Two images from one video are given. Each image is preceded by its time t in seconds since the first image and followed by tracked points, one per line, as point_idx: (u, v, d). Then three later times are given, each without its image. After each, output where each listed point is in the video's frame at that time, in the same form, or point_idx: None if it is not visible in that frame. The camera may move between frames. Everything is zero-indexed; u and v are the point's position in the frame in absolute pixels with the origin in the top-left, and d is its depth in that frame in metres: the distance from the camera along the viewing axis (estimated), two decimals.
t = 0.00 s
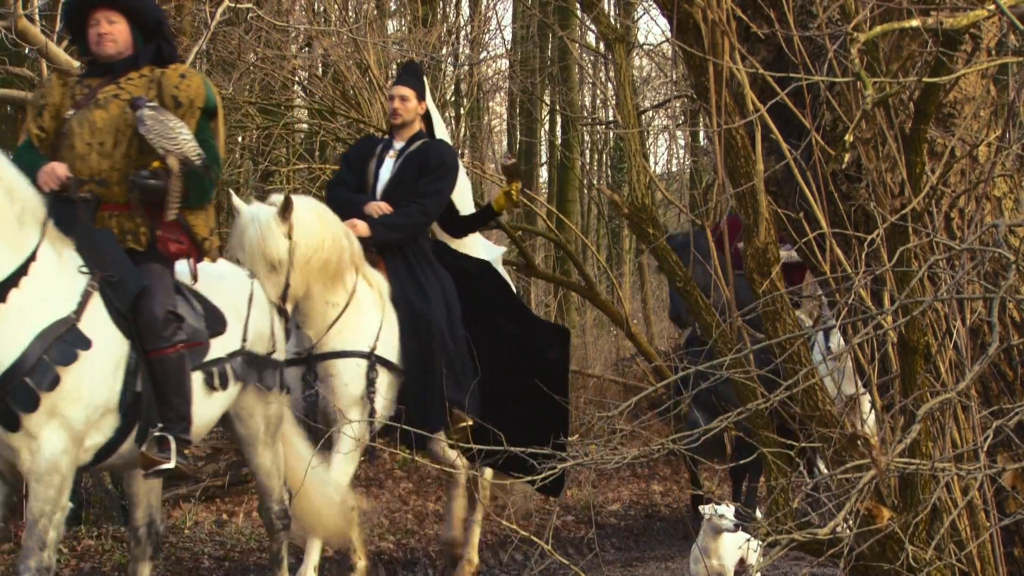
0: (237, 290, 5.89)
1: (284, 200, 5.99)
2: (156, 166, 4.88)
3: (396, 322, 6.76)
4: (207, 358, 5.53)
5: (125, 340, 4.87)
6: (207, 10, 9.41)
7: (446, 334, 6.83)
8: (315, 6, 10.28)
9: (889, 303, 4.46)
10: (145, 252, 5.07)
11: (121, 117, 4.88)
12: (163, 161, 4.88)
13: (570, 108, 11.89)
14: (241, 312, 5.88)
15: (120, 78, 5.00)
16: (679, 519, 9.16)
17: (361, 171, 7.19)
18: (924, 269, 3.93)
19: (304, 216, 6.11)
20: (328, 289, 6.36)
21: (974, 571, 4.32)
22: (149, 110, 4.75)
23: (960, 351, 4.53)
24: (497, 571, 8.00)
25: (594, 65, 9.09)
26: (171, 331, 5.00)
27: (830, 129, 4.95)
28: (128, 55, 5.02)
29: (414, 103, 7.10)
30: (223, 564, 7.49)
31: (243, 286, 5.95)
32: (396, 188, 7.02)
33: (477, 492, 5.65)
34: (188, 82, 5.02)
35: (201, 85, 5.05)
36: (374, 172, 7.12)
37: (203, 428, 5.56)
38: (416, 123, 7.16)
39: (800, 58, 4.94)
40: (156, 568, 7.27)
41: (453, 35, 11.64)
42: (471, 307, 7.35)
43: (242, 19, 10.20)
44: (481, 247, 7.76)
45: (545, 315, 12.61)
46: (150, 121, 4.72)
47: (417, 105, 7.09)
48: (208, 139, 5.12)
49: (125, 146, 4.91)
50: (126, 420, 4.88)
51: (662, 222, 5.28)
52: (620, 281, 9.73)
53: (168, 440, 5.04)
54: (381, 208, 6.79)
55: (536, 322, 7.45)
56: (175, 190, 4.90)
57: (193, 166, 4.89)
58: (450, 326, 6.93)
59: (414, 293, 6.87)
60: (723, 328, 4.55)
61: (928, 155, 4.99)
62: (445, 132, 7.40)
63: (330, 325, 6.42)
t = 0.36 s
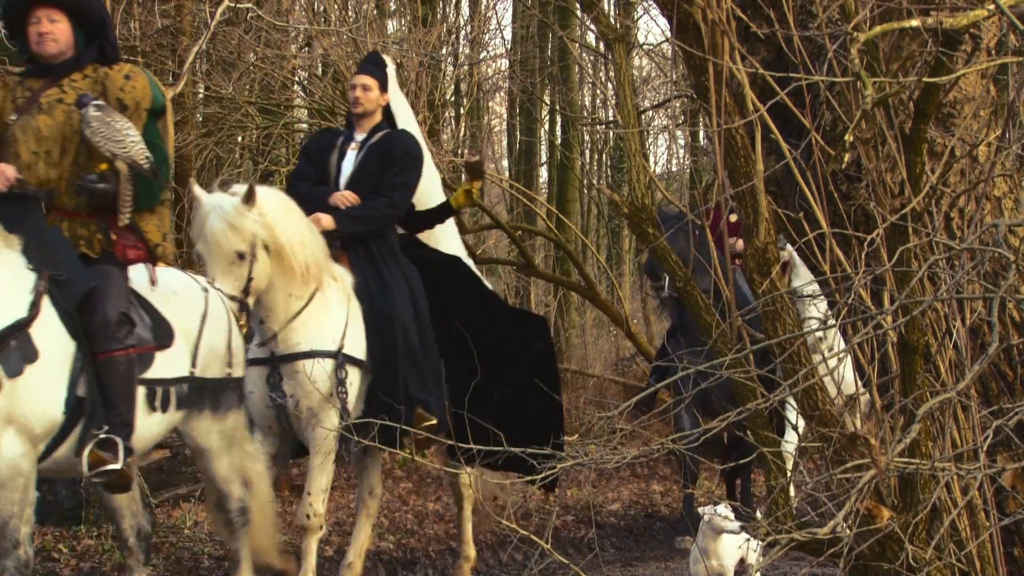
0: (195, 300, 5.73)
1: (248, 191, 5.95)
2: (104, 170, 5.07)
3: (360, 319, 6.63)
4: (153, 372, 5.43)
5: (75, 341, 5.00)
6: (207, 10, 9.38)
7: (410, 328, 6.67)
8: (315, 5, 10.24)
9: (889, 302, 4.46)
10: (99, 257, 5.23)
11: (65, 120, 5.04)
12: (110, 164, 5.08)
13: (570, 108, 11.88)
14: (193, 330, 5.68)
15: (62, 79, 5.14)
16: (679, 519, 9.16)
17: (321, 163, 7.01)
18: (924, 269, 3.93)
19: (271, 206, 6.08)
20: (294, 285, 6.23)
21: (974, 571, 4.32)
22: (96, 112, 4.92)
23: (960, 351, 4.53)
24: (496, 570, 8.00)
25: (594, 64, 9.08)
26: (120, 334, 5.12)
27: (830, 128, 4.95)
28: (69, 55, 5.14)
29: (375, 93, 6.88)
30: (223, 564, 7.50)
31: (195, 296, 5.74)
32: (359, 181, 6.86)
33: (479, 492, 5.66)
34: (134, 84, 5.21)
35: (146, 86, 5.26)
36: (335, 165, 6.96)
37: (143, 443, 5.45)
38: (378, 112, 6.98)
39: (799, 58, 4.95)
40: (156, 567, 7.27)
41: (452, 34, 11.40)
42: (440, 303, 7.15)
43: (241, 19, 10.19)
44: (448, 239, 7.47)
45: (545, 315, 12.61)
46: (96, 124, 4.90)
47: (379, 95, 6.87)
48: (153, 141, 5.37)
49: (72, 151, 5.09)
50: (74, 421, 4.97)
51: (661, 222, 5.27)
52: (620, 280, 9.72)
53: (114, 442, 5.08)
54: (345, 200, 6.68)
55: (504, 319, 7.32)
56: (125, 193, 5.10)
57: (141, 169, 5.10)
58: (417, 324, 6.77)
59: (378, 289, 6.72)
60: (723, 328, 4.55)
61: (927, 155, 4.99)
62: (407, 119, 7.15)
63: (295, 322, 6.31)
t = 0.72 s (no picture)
0: (139, 283, 6.01)
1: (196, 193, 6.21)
2: (54, 153, 5.37)
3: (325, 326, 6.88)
4: (95, 361, 5.70)
5: (10, 341, 5.32)
6: (207, 10, 9.37)
7: (372, 333, 6.93)
8: (315, 6, 10.19)
9: (890, 303, 4.45)
10: (33, 245, 5.45)
11: (8, 94, 5.22)
12: (58, 148, 5.37)
13: (570, 108, 11.88)
14: (137, 309, 5.97)
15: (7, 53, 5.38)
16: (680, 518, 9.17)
17: (280, 161, 7.37)
18: (923, 269, 3.93)
19: (217, 210, 6.34)
20: (251, 284, 6.55)
21: (974, 570, 4.33)
22: (43, 95, 5.21)
23: (960, 351, 4.53)
24: (496, 571, 8.00)
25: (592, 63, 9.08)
26: (55, 331, 5.40)
27: (831, 128, 4.95)
28: (19, 32, 5.38)
29: (332, 86, 7.18)
30: (223, 564, 7.51)
31: (138, 276, 6.03)
32: (319, 176, 7.20)
33: (481, 494, 5.67)
34: (83, 61, 5.51)
35: (94, 64, 5.56)
36: (295, 163, 7.31)
37: (89, 431, 5.76)
38: (336, 109, 7.30)
39: (800, 58, 4.95)
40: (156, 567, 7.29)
41: (452, 34, 11.42)
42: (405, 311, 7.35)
43: (241, 19, 10.17)
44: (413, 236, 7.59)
45: (545, 315, 12.61)
46: (45, 107, 5.20)
47: (334, 89, 7.17)
48: (102, 120, 5.67)
49: (17, 124, 5.29)
50: (17, 421, 5.33)
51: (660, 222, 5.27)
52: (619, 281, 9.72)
53: (52, 447, 5.42)
54: (306, 196, 7.05)
55: (477, 332, 7.41)
56: (75, 174, 5.45)
57: (90, 150, 5.44)
58: (381, 331, 7.02)
59: (342, 294, 6.99)
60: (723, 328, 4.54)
61: (928, 155, 5.00)
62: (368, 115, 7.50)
63: (253, 322, 6.62)
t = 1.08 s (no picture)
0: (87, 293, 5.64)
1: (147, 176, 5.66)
2: None
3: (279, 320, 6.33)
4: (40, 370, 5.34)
5: None
6: (207, 10, 9.36)
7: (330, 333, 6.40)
8: (315, 5, 10.21)
9: (890, 302, 4.47)
10: None
11: None
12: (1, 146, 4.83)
13: (571, 107, 11.86)
14: (84, 322, 5.58)
15: None
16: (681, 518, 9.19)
17: (239, 150, 6.83)
18: (924, 269, 3.93)
19: (172, 195, 5.79)
20: (207, 279, 5.95)
21: (974, 570, 4.33)
22: None
23: (960, 350, 4.53)
24: (496, 570, 8.01)
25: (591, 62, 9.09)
26: None
27: (831, 128, 4.96)
28: None
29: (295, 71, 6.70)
30: (223, 564, 7.52)
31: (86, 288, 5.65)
32: (280, 165, 6.69)
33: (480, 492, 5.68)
34: (27, 60, 4.94)
35: (39, 62, 4.99)
36: (254, 150, 6.78)
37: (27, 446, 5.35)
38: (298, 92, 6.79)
39: (800, 57, 4.95)
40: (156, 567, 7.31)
41: (452, 34, 11.39)
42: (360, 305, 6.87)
43: (242, 19, 10.16)
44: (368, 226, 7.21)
45: (545, 314, 12.60)
46: None
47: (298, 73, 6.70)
48: (46, 121, 5.07)
49: None
50: None
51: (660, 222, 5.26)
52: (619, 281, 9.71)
53: None
54: (263, 178, 6.59)
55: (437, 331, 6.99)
56: (15, 173, 4.91)
57: (33, 149, 4.91)
58: (339, 327, 6.51)
59: (300, 292, 6.45)
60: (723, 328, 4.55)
61: (928, 154, 5.00)
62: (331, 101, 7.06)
63: (210, 322, 6.03)
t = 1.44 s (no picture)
0: (16, 270, 4.95)
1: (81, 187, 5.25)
2: None
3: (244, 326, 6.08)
4: None
5: None
6: (207, 9, 9.35)
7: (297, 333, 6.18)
8: (315, 5, 10.18)
9: (889, 302, 4.48)
10: None
11: None
12: None
13: (570, 107, 11.86)
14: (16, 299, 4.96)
15: None
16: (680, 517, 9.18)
17: (199, 149, 6.56)
18: (924, 268, 3.93)
19: (108, 202, 5.42)
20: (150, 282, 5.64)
21: (974, 569, 4.34)
22: None
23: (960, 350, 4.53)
24: (497, 570, 8.01)
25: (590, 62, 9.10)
26: None
27: (830, 128, 4.97)
28: None
29: (256, 68, 6.47)
30: (223, 563, 7.51)
31: (19, 263, 4.96)
32: (241, 165, 6.42)
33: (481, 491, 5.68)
34: None
35: None
36: (213, 149, 6.52)
37: None
38: (258, 90, 6.54)
39: (800, 56, 4.95)
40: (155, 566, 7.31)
41: (452, 33, 11.38)
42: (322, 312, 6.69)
43: (242, 18, 10.14)
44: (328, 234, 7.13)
45: (545, 314, 12.60)
46: None
47: (257, 69, 6.45)
48: None
49: None
50: None
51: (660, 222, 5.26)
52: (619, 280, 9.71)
53: None
54: (222, 174, 6.31)
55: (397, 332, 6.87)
56: None
57: None
58: (303, 332, 6.30)
59: (265, 291, 6.20)
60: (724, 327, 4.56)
61: (927, 154, 5.00)
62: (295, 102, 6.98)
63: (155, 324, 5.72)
